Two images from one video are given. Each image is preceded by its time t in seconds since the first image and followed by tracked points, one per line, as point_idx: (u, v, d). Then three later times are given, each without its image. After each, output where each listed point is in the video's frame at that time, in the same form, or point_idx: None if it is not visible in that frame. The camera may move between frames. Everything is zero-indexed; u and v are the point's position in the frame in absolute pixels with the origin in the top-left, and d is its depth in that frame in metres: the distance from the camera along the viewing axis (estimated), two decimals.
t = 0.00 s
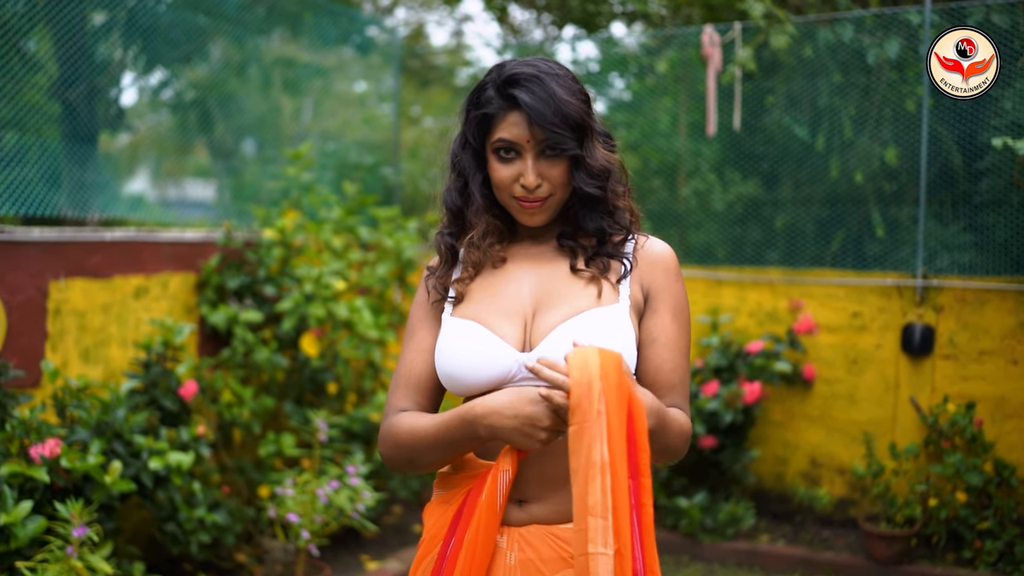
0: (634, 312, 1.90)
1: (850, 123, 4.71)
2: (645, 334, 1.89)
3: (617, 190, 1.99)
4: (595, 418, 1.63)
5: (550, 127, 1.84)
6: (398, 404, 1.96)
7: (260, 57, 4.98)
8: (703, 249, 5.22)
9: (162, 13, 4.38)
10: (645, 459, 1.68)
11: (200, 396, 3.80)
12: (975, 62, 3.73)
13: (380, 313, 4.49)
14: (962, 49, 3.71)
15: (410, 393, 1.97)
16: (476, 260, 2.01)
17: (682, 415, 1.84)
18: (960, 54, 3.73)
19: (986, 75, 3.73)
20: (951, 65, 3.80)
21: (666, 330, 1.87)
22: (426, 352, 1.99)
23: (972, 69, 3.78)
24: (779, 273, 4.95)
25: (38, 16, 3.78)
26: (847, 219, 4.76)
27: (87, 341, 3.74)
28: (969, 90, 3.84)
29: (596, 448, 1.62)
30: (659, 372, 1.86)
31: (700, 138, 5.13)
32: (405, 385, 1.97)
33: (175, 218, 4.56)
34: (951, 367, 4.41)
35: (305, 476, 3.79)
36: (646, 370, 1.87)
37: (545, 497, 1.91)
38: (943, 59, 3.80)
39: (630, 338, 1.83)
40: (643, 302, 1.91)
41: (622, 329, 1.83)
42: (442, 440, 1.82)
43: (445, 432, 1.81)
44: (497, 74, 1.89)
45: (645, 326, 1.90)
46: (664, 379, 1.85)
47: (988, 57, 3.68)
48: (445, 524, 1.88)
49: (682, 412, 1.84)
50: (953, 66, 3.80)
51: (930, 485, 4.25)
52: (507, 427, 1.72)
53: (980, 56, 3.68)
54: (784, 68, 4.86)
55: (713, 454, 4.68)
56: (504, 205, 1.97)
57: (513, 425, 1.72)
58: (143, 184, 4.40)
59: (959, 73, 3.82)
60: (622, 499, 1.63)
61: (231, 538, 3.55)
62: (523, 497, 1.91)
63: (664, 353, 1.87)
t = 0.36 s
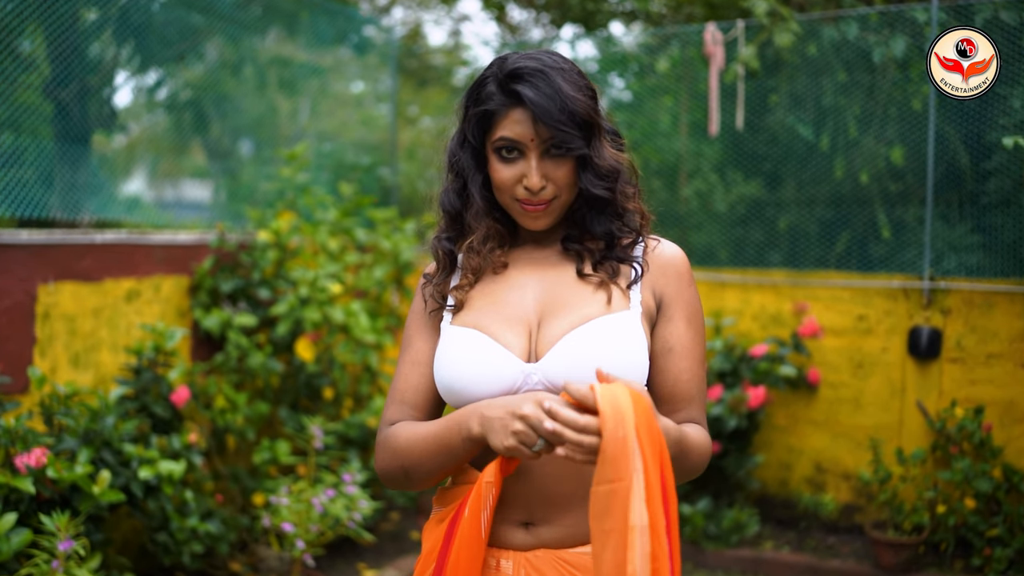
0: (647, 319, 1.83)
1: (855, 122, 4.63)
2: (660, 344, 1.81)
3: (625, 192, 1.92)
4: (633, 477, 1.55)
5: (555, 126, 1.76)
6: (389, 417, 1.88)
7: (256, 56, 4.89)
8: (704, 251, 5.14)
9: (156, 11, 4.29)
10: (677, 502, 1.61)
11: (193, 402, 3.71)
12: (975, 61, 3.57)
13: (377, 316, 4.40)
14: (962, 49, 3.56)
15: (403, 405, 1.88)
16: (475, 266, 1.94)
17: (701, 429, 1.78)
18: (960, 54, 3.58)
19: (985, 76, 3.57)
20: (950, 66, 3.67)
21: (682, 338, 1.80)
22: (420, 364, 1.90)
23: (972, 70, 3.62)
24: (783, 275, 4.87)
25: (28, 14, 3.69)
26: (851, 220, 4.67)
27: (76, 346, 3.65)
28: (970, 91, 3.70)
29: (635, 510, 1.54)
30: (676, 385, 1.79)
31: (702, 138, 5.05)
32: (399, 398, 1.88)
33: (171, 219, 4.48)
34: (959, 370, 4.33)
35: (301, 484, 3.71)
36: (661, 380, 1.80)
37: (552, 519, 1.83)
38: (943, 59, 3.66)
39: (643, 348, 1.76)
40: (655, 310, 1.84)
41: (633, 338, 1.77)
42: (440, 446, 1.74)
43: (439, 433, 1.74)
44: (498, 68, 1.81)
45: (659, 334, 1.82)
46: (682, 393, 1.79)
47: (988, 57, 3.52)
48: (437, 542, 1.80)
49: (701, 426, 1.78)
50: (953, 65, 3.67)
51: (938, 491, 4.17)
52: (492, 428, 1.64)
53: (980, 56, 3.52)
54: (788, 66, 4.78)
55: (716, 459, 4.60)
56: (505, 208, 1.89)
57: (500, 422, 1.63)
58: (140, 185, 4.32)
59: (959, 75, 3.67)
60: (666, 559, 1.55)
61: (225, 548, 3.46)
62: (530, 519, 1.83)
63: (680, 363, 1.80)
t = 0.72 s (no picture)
0: (659, 329, 1.81)
1: (861, 121, 4.54)
2: (671, 356, 1.82)
3: (635, 191, 1.86)
4: None
5: (562, 119, 1.68)
6: (378, 429, 1.84)
7: (251, 55, 4.78)
8: (707, 251, 5.05)
9: (149, 6, 4.19)
10: None
11: (185, 407, 3.62)
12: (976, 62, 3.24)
13: (374, 319, 4.31)
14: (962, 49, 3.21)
15: (391, 416, 1.84)
16: (474, 269, 1.86)
17: (711, 445, 1.83)
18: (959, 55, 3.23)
19: (986, 76, 3.24)
20: (951, 65, 3.31)
21: (698, 354, 1.82)
22: (410, 373, 1.85)
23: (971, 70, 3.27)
24: (787, 277, 4.79)
25: (19, 9, 3.61)
26: (857, 220, 4.58)
27: (65, 349, 3.56)
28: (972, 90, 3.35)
29: None
30: (690, 397, 1.82)
31: (704, 136, 4.96)
32: (391, 411, 1.84)
33: (169, 219, 4.42)
34: (967, 373, 4.25)
35: (295, 492, 3.62)
36: (674, 392, 1.83)
37: (559, 542, 1.78)
38: (942, 58, 3.30)
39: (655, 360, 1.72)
40: (669, 321, 1.82)
41: (644, 348, 1.71)
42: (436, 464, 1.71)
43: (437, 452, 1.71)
44: (500, 57, 1.73)
45: (672, 347, 1.83)
46: (695, 405, 1.83)
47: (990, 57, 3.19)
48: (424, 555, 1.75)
49: (711, 441, 1.84)
50: (953, 65, 3.30)
51: (947, 497, 4.08)
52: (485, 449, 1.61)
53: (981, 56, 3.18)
54: (792, 64, 4.69)
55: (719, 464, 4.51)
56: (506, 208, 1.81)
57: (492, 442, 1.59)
58: (137, 185, 4.25)
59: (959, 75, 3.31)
60: None
61: (217, 556, 3.36)
62: (535, 543, 1.78)
63: (696, 376, 1.82)
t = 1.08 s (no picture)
0: (667, 348, 1.80)
1: (861, 122, 4.47)
2: (677, 374, 1.80)
3: (644, 202, 1.86)
4: None
5: (570, 124, 1.68)
6: (363, 454, 1.82)
7: (240, 54, 4.66)
8: (703, 253, 4.96)
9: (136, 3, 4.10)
10: None
11: (171, 416, 3.53)
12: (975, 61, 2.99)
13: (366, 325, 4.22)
14: (962, 48, 2.97)
15: (376, 439, 1.82)
16: (470, 282, 1.86)
17: (717, 468, 1.78)
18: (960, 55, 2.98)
19: (986, 76, 2.99)
20: (950, 65, 3.03)
21: (703, 374, 1.79)
22: (397, 393, 1.85)
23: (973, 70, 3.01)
24: (786, 280, 4.70)
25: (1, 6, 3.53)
26: (856, 222, 4.51)
27: (48, 356, 3.46)
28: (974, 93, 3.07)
29: None
30: (696, 419, 1.79)
31: (701, 137, 4.88)
32: (376, 435, 1.82)
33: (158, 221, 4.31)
34: (969, 379, 4.18)
35: (285, 503, 3.54)
36: (678, 414, 1.79)
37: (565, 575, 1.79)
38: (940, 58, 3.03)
39: (665, 382, 1.71)
40: (677, 338, 1.81)
41: (652, 369, 1.71)
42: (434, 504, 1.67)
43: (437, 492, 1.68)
44: (503, 57, 1.73)
45: (679, 365, 1.80)
46: (701, 426, 1.79)
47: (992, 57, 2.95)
48: None
49: (717, 464, 1.79)
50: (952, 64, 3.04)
51: (949, 506, 4.01)
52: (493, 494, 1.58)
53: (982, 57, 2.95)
54: (791, 64, 4.61)
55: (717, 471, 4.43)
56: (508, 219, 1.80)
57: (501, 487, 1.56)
58: (127, 185, 4.16)
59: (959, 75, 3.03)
60: None
61: (204, 569, 3.27)
62: None
63: (702, 398, 1.79)
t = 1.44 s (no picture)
0: (664, 369, 1.73)
1: (856, 123, 4.40)
2: (677, 396, 1.73)
3: (646, 215, 1.79)
4: None
5: (568, 127, 1.61)
6: (340, 482, 1.76)
7: (223, 53, 4.56)
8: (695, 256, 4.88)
9: None
10: None
11: (151, 424, 3.43)
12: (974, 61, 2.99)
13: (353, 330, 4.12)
14: (962, 48, 2.95)
15: (355, 463, 1.77)
16: (454, 296, 1.80)
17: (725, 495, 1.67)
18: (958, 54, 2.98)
19: (985, 76, 3.01)
20: (951, 65, 3.01)
21: (708, 397, 1.71)
22: (375, 413, 1.79)
23: (970, 69, 3.04)
24: (780, 284, 4.65)
25: None
26: (850, 225, 4.44)
27: (23, 363, 3.36)
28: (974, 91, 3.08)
29: None
30: (698, 446, 1.70)
31: (693, 138, 4.81)
32: (355, 458, 1.77)
33: (140, 223, 4.21)
34: (966, 384, 4.12)
35: (268, 515, 3.44)
36: (679, 441, 1.71)
37: None
38: (939, 59, 3.01)
39: (663, 408, 1.65)
40: (674, 359, 1.74)
41: (649, 396, 1.65)
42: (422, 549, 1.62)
43: (425, 538, 1.62)
44: (497, 53, 1.66)
45: (678, 387, 1.73)
46: (702, 455, 1.70)
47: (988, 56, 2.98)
48: None
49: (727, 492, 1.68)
50: (952, 64, 3.03)
51: (947, 514, 3.94)
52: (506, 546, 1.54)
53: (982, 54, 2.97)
54: (785, 64, 4.54)
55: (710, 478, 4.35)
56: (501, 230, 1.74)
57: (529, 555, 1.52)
58: (110, 185, 4.07)
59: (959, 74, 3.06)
60: None
61: None
62: None
63: (704, 423, 1.71)
